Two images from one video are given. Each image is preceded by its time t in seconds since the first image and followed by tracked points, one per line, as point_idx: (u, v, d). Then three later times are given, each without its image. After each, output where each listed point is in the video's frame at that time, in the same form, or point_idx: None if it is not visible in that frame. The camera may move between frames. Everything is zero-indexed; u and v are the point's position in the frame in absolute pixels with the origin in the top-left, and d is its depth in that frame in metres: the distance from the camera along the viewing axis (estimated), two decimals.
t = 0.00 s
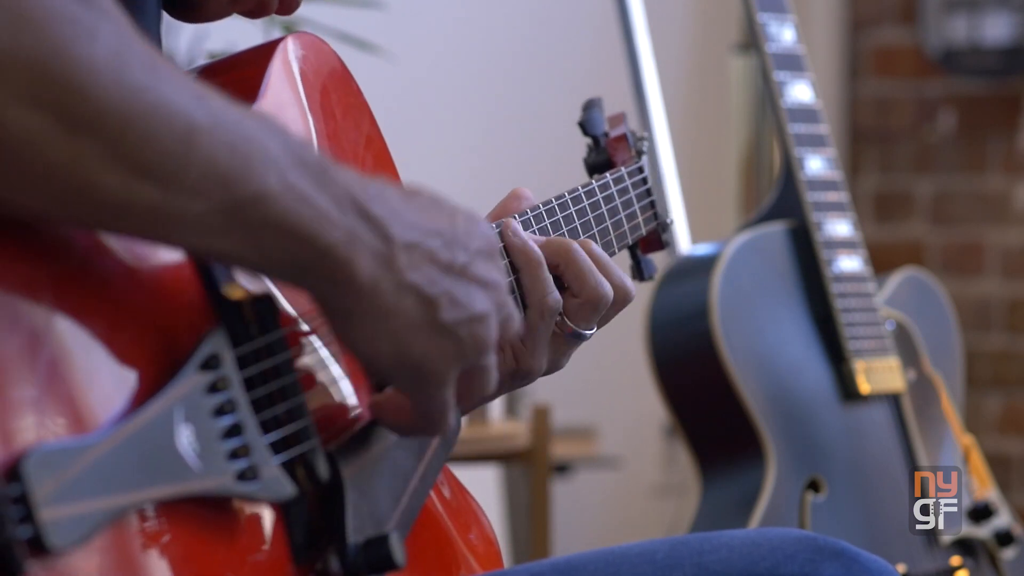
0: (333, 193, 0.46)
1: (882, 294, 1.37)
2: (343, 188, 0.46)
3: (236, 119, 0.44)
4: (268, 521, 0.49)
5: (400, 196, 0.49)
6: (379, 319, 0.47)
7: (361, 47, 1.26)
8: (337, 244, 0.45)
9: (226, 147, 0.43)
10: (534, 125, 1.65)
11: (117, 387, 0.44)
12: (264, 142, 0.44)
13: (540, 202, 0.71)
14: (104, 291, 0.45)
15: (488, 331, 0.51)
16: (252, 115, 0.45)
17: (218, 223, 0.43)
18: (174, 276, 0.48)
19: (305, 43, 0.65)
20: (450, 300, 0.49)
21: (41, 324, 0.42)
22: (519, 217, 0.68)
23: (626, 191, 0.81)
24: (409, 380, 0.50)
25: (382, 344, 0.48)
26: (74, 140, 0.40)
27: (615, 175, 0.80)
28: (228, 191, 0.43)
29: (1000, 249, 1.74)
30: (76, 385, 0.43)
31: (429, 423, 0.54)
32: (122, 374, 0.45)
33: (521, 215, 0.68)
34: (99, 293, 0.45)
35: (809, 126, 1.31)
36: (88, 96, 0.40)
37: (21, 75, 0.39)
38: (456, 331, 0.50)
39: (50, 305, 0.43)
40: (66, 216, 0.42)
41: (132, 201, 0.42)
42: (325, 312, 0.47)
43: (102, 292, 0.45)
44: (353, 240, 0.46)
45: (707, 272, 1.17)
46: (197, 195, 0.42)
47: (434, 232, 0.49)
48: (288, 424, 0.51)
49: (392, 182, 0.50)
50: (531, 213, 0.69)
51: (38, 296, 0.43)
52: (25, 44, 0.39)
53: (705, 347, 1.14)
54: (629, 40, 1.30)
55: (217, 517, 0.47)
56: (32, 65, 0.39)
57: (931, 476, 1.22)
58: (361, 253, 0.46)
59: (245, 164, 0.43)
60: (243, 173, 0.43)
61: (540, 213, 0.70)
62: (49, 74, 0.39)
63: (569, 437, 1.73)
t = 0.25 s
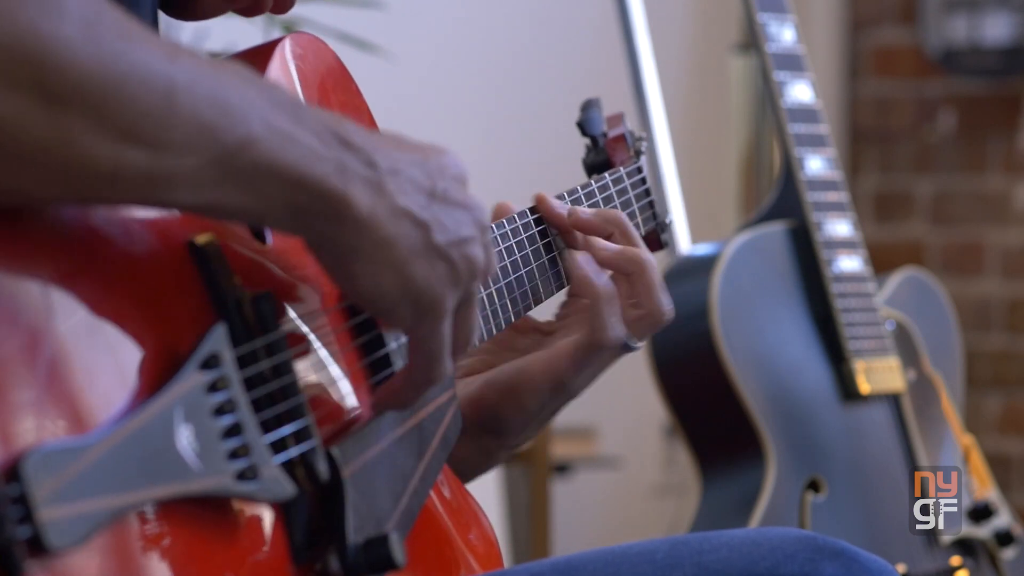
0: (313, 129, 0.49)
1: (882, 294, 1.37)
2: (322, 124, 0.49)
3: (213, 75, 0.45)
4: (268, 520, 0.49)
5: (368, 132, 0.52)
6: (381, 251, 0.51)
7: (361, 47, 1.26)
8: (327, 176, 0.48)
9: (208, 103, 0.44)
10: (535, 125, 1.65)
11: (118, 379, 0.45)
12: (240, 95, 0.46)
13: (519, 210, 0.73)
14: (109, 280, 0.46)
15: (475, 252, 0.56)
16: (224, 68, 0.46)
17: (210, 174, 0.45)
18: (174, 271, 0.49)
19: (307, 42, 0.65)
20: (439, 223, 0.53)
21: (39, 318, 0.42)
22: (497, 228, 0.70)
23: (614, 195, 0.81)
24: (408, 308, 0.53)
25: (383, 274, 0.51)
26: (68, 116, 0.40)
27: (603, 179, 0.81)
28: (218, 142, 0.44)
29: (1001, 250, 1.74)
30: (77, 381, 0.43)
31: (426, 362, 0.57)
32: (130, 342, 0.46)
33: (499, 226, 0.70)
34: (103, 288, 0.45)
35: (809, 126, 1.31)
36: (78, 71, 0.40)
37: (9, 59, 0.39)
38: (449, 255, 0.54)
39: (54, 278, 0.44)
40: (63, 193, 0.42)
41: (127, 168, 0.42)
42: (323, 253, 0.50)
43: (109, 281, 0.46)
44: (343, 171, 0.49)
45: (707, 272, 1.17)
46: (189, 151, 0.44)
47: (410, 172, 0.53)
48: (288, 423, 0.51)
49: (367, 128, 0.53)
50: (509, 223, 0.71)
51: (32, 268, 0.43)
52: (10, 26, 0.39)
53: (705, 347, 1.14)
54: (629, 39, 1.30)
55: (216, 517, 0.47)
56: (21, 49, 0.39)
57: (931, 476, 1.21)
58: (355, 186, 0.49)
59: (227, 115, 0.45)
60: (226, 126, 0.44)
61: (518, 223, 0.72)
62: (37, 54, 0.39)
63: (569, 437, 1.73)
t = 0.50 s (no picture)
0: (335, 210, 0.46)
1: (882, 294, 1.37)
2: (346, 205, 0.47)
3: (236, 142, 0.44)
4: (267, 532, 0.49)
5: (407, 217, 0.50)
6: (380, 339, 0.48)
7: (360, 47, 1.26)
8: (336, 264, 0.46)
9: (226, 170, 0.43)
10: (535, 125, 1.65)
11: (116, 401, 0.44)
12: (266, 163, 0.44)
13: (523, 199, 0.70)
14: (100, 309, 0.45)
15: (478, 369, 0.52)
16: (254, 133, 0.45)
17: (219, 248, 0.43)
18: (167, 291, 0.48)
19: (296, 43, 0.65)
20: (446, 329, 0.50)
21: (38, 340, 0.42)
22: (499, 215, 0.67)
23: (607, 184, 0.80)
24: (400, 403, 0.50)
25: (376, 360, 0.48)
26: (76, 174, 0.40)
27: (596, 166, 0.79)
28: (230, 215, 0.43)
29: (1001, 250, 1.74)
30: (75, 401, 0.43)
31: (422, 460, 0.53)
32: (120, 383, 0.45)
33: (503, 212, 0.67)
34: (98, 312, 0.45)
35: (809, 126, 1.31)
36: (92, 126, 0.40)
37: (22, 110, 0.38)
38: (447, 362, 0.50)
39: (45, 317, 0.43)
40: (68, 248, 0.41)
41: (133, 231, 0.41)
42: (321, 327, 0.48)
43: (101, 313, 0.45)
44: (355, 258, 0.47)
45: (707, 272, 1.17)
46: (198, 220, 0.42)
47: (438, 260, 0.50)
48: (287, 435, 0.51)
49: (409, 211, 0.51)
50: (514, 210, 0.68)
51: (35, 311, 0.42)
52: (27, 77, 0.38)
53: (705, 347, 1.14)
54: (629, 40, 1.30)
55: (216, 530, 0.47)
56: (35, 101, 0.39)
57: (931, 476, 1.21)
58: (362, 269, 0.47)
59: (245, 188, 0.43)
60: (241, 198, 0.43)
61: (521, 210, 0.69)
62: (52, 110, 0.39)
63: (569, 437, 1.73)
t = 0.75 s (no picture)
0: (390, 255, 0.47)
1: (882, 294, 1.37)
2: (401, 252, 0.48)
3: (304, 182, 0.44)
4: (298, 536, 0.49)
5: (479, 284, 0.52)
6: (423, 383, 0.48)
7: (361, 47, 1.26)
8: (384, 306, 0.46)
9: (294, 210, 0.43)
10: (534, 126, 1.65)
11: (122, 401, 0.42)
12: (329, 205, 0.45)
13: (501, 202, 0.70)
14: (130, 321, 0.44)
15: (529, 430, 0.51)
16: (318, 175, 0.46)
17: (280, 286, 0.44)
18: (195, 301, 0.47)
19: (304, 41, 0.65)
20: (498, 384, 0.50)
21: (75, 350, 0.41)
22: (485, 218, 0.67)
23: (576, 186, 0.80)
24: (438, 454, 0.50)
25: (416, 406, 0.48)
26: (147, 206, 0.40)
27: (564, 168, 0.80)
28: (294, 255, 0.43)
29: (1001, 250, 1.74)
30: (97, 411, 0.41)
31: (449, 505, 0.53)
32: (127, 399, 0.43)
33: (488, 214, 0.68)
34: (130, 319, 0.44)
35: (809, 126, 1.31)
36: (167, 161, 0.40)
37: (101, 139, 0.39)
38: (496, 418, 0.50)
39: (92, 344, 0.42)
40: (128, 275, 0.41)
41: (196, 264, 0.42)
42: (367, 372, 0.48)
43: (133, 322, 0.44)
44: (402, 302, 0.47)
45: (707, 272, 1.17)
46: (261, 259, 0.43)
47: (497, 325, 0.51)
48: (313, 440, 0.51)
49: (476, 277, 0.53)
50: (496, 213, 0.69)
51: (81, 334, 0.42)
52: (109, 108, 0.39)
53: (705, 347, 1.14)
54: (629, 40, 1.29)
55: (251, 533, 0.47)
56: (117, 133, 0.39)
57: (932, 476, 1.22)
58: (406, 314, 0.47)
59: (309, 229, 0.44)
60: (306, 239, 0.44)
61: (503, 212, 0.69)
62: (133, 141, 0.39)
63: (569, 437, 1.73)
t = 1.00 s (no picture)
0: (382, 241, 0.47)
1: (882, 294, 1.37)
2: (392, 237, 0.47)
3: (295, 170, 0.44)
4: (297, 537, 0.49)
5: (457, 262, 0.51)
6: (427, 365, 0.48)
7: (360, 47, 1.26)
8: (382, 291, 0.46)
9: (289, 198, 0.43)
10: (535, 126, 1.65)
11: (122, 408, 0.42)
12: (322, 194, 0.45)
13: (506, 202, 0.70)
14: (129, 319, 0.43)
15: (533, 394, 0.52)
16: (310, 165, 0.45)
17: (278, 276, 0.43)
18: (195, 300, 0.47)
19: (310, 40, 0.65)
20: (499, 355, 0.50)
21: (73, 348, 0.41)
22: (489, 219, 0.67)
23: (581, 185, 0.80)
24: (451, 435, 0.50)
25: (424, 389, 0.48)
26: (145, 198, 0.40)
27: (569, 167, 0.79)
28: (291, 243, 0.43)
29: (1001, 250, 1.74)
30: (97, 414, 0.41)
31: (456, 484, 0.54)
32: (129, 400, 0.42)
33: (492, 215, 0.68)
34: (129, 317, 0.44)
35: (809, 126, 1.31)
36: (163, 153, 0.40)
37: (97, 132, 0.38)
38: (501, 389, 0.50)
39: (93, 339, 0.42)
40: (129, 271, 0.41)
41: (196, 256, 0.41)
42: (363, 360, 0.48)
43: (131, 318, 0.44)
44: (399, 285, 0.47)
45: (707, 272, 1.17)
46: (260, 248, 0.42)
47: (486, 295, 0.51)
48: (313, 440, 0.50)
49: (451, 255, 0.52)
50: (501, 213, 0.68)
51: (80, 326, 0.41)
52: (103, 100, 0.38)
53: (705, 347, 1.14)
54: (629, 40, 1.29)
55: (250, 534, 0.46)
56: (112, 123, 0.39)
57: (931, 476, 1.22)
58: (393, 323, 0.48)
59: (305, 216, 0.44)
60: (303, 226, 0.43)
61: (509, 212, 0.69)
62: (129, 132, 0.39)
63: (570, 437, 1.73)
